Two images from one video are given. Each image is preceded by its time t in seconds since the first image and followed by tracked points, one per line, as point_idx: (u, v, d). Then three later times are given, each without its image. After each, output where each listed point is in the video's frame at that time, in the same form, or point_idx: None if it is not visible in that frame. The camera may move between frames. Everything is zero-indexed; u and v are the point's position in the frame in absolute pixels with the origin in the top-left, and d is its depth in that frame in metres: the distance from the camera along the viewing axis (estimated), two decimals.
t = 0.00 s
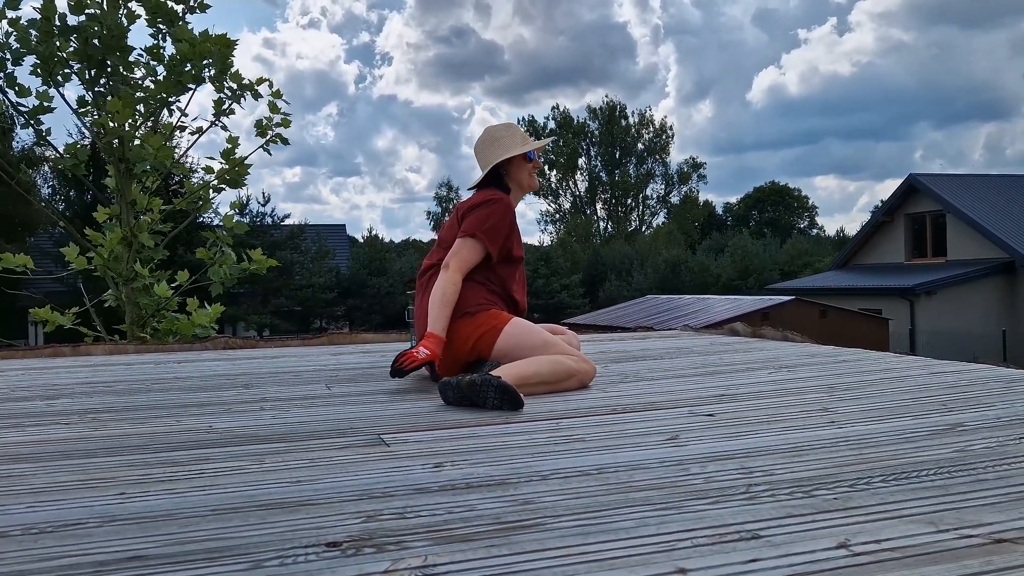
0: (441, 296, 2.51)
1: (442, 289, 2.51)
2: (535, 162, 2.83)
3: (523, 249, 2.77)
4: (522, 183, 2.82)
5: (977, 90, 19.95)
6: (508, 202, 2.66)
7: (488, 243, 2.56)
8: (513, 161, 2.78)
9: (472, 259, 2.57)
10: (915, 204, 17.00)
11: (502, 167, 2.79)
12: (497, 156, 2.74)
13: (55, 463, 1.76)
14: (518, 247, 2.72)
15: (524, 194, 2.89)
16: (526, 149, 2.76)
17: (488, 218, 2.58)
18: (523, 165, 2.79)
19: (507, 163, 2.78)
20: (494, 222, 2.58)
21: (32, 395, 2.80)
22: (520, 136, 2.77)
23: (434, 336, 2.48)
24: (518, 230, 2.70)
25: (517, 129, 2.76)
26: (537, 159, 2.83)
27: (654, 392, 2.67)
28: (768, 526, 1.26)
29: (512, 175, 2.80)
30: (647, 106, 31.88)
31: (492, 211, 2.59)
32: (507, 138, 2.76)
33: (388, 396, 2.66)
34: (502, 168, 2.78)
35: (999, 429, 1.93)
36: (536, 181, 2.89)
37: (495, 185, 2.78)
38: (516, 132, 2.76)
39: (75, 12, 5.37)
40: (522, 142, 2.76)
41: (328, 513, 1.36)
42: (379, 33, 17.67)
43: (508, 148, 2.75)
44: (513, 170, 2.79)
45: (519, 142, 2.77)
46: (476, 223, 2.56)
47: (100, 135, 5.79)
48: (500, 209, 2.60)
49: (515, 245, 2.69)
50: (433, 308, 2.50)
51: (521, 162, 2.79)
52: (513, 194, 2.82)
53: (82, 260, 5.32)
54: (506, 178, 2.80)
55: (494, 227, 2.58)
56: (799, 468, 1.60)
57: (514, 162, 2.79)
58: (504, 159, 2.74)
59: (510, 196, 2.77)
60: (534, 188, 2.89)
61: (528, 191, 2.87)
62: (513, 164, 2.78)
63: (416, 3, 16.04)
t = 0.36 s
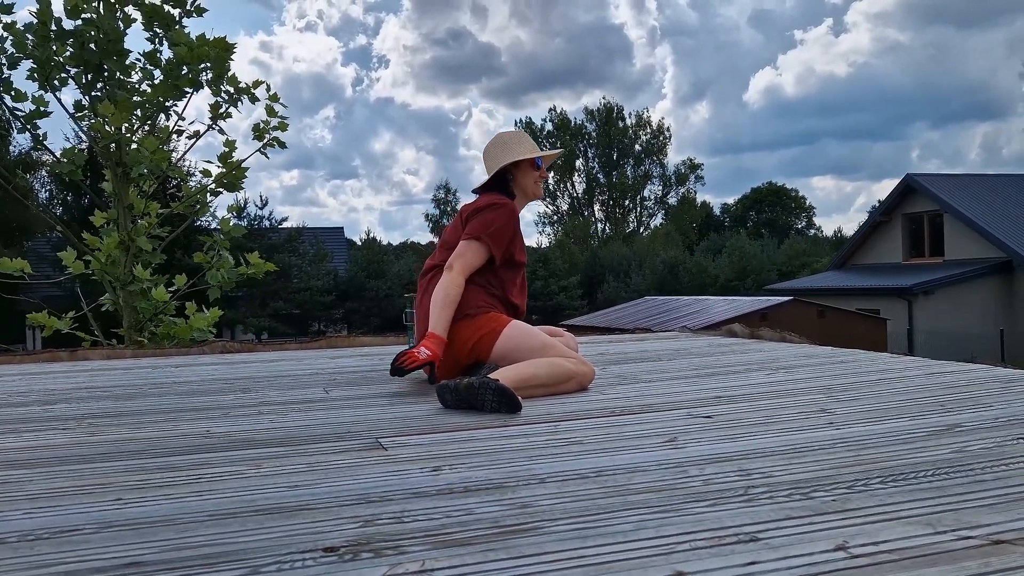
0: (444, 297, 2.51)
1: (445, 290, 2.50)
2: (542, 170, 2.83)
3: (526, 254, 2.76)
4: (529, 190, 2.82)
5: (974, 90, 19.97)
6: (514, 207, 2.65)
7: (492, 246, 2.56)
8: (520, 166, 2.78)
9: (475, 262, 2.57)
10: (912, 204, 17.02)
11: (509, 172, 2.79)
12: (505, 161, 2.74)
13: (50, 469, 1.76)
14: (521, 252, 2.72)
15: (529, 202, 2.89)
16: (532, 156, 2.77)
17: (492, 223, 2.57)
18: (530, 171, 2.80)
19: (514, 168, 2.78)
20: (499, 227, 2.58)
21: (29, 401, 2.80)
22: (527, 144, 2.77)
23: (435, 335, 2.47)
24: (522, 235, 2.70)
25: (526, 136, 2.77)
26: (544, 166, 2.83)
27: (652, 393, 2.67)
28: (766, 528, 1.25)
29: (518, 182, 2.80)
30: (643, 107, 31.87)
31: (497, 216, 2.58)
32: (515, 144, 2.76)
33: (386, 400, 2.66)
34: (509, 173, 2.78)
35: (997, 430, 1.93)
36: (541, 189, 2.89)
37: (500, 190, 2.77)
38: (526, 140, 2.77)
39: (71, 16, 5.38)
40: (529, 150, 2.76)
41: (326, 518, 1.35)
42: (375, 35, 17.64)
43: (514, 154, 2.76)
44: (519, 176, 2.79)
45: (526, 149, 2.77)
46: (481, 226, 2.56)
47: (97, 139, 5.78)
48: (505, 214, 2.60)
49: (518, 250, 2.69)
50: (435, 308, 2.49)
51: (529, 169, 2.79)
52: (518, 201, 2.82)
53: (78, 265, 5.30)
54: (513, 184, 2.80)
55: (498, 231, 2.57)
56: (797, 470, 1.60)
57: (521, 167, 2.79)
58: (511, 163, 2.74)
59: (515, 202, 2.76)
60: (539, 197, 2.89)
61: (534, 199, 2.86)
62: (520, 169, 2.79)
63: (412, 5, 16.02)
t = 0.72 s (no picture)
0: (442, 301, 2.50)
1: (443, 293, 2.50)
2: (540, 171, 2.82)
3: (524, 254, 2.77)
4: (527, 190, 2.82)
5: (971, 93, 20.01)
6: (512, 207, 2.64)
7: (490, 247, 2.55)
8: (518, 164, 2.78)
9: (474, 263, 2.56)
10: (909, 207, 17.04)
11: (507, 171, 2.79)
12: (503, 158, 2.74)
13: (47, 467, 1.75)
14: (519, 253, 2.72)
15: (527, 202, 2.88)
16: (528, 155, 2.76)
17: (490, 224, 2.57)
18: (527, 171, 2.79)
19: (513, 167, 2.79)
20: (497, 228, 2.58)
21: (25, 400, 2.79)
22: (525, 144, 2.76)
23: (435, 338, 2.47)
24: (520, 235, 2.70)
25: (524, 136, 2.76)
26: (542, 167, 2.82)
27: (653, 394, 2.67)
28: (768, 526, 1.25)
29: (516, 180, 2.80)
30: (641, 110, 31.96)
31: (495, 216, 2.58)
32: (514, 143, 2.77)
33: (385, 399, 2.66)
34: (507, 171, 2.79)
35: (998, 429, 1.92)
36: (541, 190, 2.89)
37: (497, 188, 2.77)
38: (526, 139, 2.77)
39: (70, 17, 5.37)
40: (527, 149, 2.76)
41: (327, 516, 1.35)
42: (373, 38, 17.66)
43: (513, 152, 2.76)
44: (516, 175, 2.79)
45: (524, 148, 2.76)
46: (479, 228, 2.56)
47: (95, 140, 5.77)
48: (503, 214, 2.60)
49: (516, 250, 2.69)
50: (434, 312, 2.49)
51: (526, 169, 2.79)
52: (516, 200, 2.82)
53: (77, 266, 5.29)
54: (511, 183, 2.80)
55: (496, 232, 2.57)
56: (798, 469, 1.60)
57: (519, 166, 2.79)
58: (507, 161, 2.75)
59: (513, 202, 2.76)
60: (536, 197, 2.88)
61: (532, 199, 2.86)
62: (517, 168, 2.79)
63: (411, 8, 16.07)
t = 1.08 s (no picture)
0: (440, 301, 2.50)
1: (441, 293, 2.49)
2: (530, 178, 2.80)
3: (520, 255, 2.77)
4: (517, 195, 2.82)
5: (972, 100, 20.04)
6: (506, 208, 2.65)
7: (485, 248, 2.55)
8: (508, 166, 2.80)
9: (470, 264, 2.56)
10: (909, 214, 17.05)
11: (500, 173, 2.81)
12: (493, 159, 2.77)
13: (46, 462, 1.75)
14: (514, 254, 2.72)
15: (519, 207, 2.88)
16: (517, 158, 2.76)
17: (484, 224, 2.57)
18: (515, 175, 2.79)
19: (506, 168, 2.81)
20: (492, 228, 2.58)
21: (25, 396, 2.79)
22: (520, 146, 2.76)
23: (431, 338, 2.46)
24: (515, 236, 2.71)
25: (517, 139, 2.76)
26: (532, 174, 2.80)
27: (652, 396, 2.67)
28: (765, 529, 1.25)
29: (508, 183, 2.81)
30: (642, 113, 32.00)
31: (489, 216, 2.59)
32: (509, 145, 2.78)
33: (384, 399, 2.66)
34: (500, 173, 2.81)
35: (996, 436, 1.93)
36: (536, 196, 2.88)
37: (486, 188, 2.80)
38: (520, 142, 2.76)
39: (73, 13, 5.37)
40: (519, 153, 2.76)
41: (324, 514, 1.35)
42: (375, 38, 17.66)
43: (507, 152, 2.79)
44: (505, 177, 2.80)
45: (519, 150, 2.77)
46: (475, 227, 2.56)
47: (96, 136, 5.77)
48: (498, 215, 2.60)
49: (512, 250, 2.69)
50: (432, 313, 2.49)
51: (517, 173, 2.79)
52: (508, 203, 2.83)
53: (77, 262, 5.29)
54: (504, 185, 2.82)
55: (491, 232, 2.57)
56: (796, 472, 1.60)
57: (510, 169, 2.80)
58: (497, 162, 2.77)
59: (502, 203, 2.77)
60: (526, 204, 2.86)
61: (523, 204, 2.86)
62: (507, 170, 2.80)
63: (413, 8, 16.07)
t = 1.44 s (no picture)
0: (440, 303, 2.50)
1: (442, 295, 2.49)
2: (531, 183, 2.80)
3: (522, 258, 2.77)
4: (517, 200, 2.82)
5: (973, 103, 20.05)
6: (508, 212, 2.65)
7: (486, 252, 2.55)
8: (509, 172, 2.81)
9: (472, 266, 2.57)
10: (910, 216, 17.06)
11: (501, 177, 2.83)
12: (494, 164, 2.79)
13: (44, 464, 1.75)
14: (516, 257, 2.72)
15: (521, 212, 2.88)
16: (518, 163, 2.76)
17: (486, 227, 2.57)
18: (516, 180, 2.79)
19: (507, 173, 2.82)
20: (493, 231, 2.58)
21: (23, 397, 2.79)
22: (523, 150, 2.77)
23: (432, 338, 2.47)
24: (517, 239, 2.71)
25: (517, 144, 2.78)
26: (533, 179, 2.79)
27: (650, 399, 2.67)
28: (760, 535, 1.25)
29: (509, 188, 2.82)
30: (643, 115, 32.02)
31: (491, 219, 2.59)
32: (510, 150, 2.80)
33: (382, 402, 2.66)
34: (501, 177, 2.82)
35: (992, 441, 1.93)
36: (538, 201, 2.87)
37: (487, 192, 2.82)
38: (520, 148, 2.78)
39: (75, 14, 5.37)
40: (520, 158, 2.76)
41: (320, 518, 1.35)
42: (376, 39, 17.65)
43: (508, 157, 2.80)
44: (505, 182, 2.82)
45: (520, 155, 2.77)
46: (476, 230, 2.56)
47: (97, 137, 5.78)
48: (499, 218, 2.61)
49: (513, 253, 2.69)
50: (432, 315, 2.49)
51: (518, 177, 2.80)
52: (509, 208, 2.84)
53: (77, 262, 5.30)
54: (505, 189, 2.83)
55: (492, 235, 2.57)
56: (792, 477, 1.61)
57: (511, 174, 2.81)
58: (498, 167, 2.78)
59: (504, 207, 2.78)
60: (528, 209, 2.86)
61: (524, 209, 2.86)
62: (508, 175, 2.81)
63: (415, 9, 16.08)
